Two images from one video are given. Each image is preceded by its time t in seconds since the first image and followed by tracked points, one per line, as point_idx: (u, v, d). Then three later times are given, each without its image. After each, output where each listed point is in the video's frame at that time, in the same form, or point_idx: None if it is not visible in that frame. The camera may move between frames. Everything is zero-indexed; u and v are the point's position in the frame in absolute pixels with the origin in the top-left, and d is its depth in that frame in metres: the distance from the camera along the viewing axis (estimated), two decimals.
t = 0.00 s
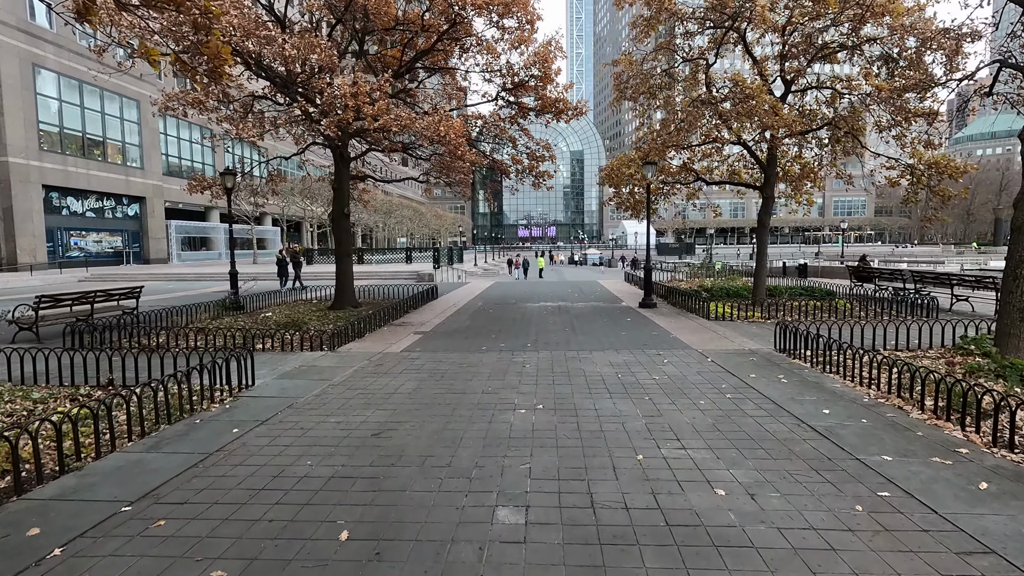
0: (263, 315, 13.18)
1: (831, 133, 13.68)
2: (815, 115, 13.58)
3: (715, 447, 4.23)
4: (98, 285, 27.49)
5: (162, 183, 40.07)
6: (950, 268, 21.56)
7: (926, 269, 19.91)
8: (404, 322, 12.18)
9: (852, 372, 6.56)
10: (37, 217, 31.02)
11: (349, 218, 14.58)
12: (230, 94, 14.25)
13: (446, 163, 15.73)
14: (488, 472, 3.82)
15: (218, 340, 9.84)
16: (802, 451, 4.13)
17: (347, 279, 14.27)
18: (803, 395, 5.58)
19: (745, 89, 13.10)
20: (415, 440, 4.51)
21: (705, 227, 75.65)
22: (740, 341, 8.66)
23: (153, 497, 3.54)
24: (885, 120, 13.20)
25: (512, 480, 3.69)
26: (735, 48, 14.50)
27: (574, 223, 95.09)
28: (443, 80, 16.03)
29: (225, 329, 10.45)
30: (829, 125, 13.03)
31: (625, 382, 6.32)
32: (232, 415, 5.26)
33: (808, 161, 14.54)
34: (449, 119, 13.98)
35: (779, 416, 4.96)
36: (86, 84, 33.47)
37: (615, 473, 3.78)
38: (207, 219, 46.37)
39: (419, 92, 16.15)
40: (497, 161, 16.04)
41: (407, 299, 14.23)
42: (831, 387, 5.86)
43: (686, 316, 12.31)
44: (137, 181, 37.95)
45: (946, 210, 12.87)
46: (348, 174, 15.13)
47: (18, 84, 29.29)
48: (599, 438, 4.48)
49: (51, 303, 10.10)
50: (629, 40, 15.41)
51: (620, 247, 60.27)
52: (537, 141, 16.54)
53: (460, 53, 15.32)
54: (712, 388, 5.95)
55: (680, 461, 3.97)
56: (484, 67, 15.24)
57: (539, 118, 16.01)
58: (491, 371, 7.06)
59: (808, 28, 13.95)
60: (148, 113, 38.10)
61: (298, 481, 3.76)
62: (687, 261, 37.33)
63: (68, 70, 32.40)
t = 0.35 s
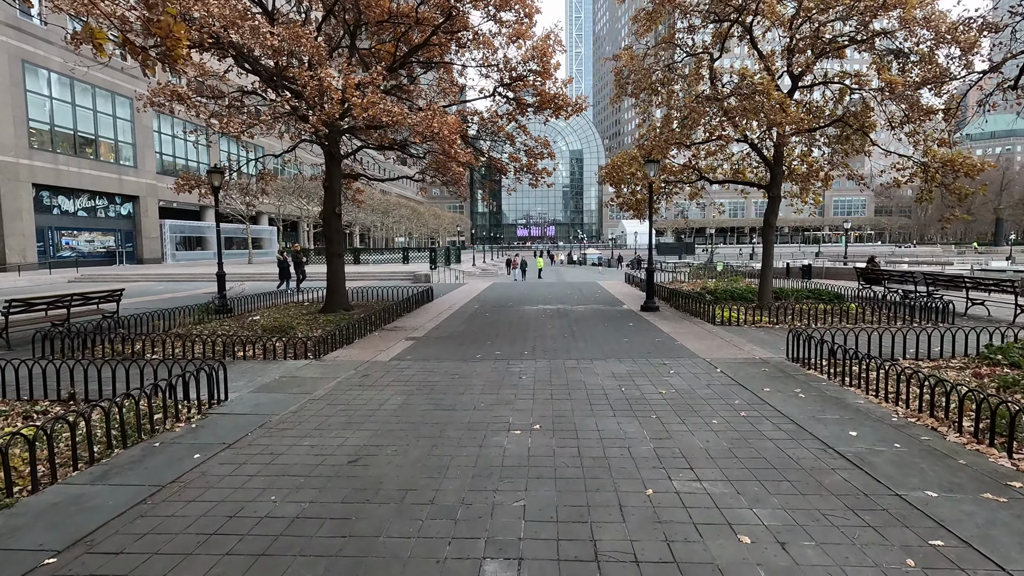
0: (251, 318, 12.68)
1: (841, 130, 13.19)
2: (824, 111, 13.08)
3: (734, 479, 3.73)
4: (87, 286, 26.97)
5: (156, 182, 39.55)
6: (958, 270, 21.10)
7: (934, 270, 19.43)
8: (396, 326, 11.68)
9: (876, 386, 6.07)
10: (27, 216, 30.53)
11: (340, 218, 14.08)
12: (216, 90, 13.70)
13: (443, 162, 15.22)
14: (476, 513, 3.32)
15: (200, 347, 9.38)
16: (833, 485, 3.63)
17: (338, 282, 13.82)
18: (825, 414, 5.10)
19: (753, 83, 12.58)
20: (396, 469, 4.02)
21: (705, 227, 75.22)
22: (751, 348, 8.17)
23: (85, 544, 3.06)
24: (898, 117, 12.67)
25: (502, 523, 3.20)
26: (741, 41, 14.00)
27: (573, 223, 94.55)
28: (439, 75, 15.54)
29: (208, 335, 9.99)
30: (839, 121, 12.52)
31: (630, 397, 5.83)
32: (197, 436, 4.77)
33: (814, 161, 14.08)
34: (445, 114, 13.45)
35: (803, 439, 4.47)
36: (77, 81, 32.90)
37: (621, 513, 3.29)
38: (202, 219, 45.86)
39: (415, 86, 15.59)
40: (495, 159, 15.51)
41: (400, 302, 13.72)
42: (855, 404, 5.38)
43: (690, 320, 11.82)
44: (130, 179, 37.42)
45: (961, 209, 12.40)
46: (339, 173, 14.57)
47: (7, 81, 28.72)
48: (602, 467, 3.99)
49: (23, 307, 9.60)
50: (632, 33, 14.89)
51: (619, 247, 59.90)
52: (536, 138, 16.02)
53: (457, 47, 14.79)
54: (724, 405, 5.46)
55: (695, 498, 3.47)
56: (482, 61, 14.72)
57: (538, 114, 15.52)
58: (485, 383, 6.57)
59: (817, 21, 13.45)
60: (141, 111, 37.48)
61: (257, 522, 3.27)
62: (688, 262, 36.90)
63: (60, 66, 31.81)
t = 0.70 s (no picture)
0: (240, 319, 12.16)
1: (855, 123, 12.64)
2: (837, 102, 12.52)
3: (768, 513, 3.20)
4: (80, 285, 26.48)
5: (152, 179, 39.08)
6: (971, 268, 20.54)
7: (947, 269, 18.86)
8: (391, 327, 11.17)
9: (910, 396, 5.54)
10: (21, 214, 30.07)
11: (333, 214, 13.57)
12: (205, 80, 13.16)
13: (441, 157, 14.68)
14: (466, 557, 2.81)
15: (183, 350, 8.89)
16: (885, 520, 3.10)
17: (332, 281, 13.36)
18: (860, 429, 4.58)
19: (764, 73, 12.02)
20: (377, 497, 3.51)
21: (708, 225, 74.60)
22: (766, 352, 7.65)
23: None
24: (916, 109, 12.11)
25: (497, 571, 2.68)
26: (750, 30, 13.44)
27: (574, 221, 93.41)
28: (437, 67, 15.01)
29: (192, 337, 9.50)
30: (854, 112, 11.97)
31: (640, 408, 5.31)
32: (158, 456, 4.25)
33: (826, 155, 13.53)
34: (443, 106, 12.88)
35: (840, 461, 3.95)
36: (72, 77, 32.44)
37: (638, 558, 2.77)
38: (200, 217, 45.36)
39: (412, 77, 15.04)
40: (495, 153, 14.98)
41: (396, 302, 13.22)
42: (891, 417, 4.84)
43: (698, 321, 11.30)
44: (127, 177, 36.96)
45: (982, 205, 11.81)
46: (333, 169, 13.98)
47: None
48: (613, 496, 3.47)
49: None
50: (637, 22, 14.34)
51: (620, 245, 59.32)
52: (537, 133, 15.49)
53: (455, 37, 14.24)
54: (746, 418, 4.94)
55: (724, 537, 2.95)
56: (481, 52, 14.17)
57: (539, 107, 14.99)
58: (481, 391, 6.05)
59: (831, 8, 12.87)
60: (137, 108, 36.94)
61: (206, 568, 2.76)
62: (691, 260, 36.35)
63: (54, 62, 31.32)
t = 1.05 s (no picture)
0: (223, 322, 11.64)
1: (863, 117, 12.15)
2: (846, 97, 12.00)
3: (803, 561, 2.66)
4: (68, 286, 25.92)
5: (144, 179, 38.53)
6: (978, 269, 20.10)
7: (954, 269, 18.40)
8: (380, 331, 10.65)
9: (940, 409, 5.03)
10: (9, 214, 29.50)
11: (322, 214, 13.03)
12: (187, 74, 12.59)
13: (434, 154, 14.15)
14: None
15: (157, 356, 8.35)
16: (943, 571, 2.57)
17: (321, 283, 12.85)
18: (892, 449, 4.06)
19: (769, 65, 11.51)
20: (338, 538, 2.98)
21: (707, 225, 74.15)
22: (777, 359, 7.13)
23: None
24: (928, 104, 11.57)
25: None
26: (754, 22, 12.94)
27: (572, 222, 93.26)
28: (430, 62, 14.46)
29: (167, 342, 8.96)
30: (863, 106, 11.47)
31: (644, 423, 4.78)
32: (94, 483, 3.72)
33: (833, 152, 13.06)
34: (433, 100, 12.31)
35: (876, 490, 3.42)
36: (61, 75, 31.87)
37: None
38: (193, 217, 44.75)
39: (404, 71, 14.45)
40: (491, 150, 14.45)
41: (387, 304, 12.69)
42: (925, 435, 4.33)
43: (701, 324, 10.81)
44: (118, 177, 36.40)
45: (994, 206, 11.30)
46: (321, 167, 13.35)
47: None
48: (615, 535, 2.94)
49: None
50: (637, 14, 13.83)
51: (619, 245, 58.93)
52: (533, 128, 14.97)
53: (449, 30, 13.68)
54: (761, 437, 4.42)
55: None
56: (475, 45, 13.64)
57: (536, 102, 14.47)
58: (469, 403, 5.52)
59: None
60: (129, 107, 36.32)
61: None
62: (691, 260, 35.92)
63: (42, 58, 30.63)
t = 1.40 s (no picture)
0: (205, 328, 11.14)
1: (871, 114, 11.68)
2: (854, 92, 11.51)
3: None
4: (54, 288, 25.34)
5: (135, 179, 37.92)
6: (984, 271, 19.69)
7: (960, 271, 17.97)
8: (368, 337, 10.16)
9: (974, 431, 4.55)
10: None
11: (309, 214, 12.51)
12: (168, 68, 12.05)
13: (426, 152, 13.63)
14: None
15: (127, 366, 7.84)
16: None
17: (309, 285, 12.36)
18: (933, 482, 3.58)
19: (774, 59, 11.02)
20: None
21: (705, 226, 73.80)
22: (789, 370, 6.66)
23: None
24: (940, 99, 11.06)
25: None
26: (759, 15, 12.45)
27: (569, 223, 92.66)
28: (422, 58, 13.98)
29: (140, 350, 8.44)
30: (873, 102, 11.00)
31: (650, 448, 4.30)
32: (17, 527, 3.22)
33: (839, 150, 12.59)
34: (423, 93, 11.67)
35: (923, 537, 2.94)
36: (49, 74, 31.25)
37: None
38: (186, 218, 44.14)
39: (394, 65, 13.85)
40: (485, 148, 13.95)
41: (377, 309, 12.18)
42: (966, 465, 3.85)
43: (704, 330, 10.34)
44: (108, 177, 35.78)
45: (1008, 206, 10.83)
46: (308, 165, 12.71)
47: None
48: None
49: None
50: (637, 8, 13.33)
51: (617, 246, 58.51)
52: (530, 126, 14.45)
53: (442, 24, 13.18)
54: (781, 466, 3.93)
55: None
56: (469, 39, 13.13)
57: (532, 99, 13.98)
58: (457, 423, 5.03)
59: None
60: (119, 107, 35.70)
61: None
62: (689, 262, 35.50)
63: (29, 57, 30.07)
